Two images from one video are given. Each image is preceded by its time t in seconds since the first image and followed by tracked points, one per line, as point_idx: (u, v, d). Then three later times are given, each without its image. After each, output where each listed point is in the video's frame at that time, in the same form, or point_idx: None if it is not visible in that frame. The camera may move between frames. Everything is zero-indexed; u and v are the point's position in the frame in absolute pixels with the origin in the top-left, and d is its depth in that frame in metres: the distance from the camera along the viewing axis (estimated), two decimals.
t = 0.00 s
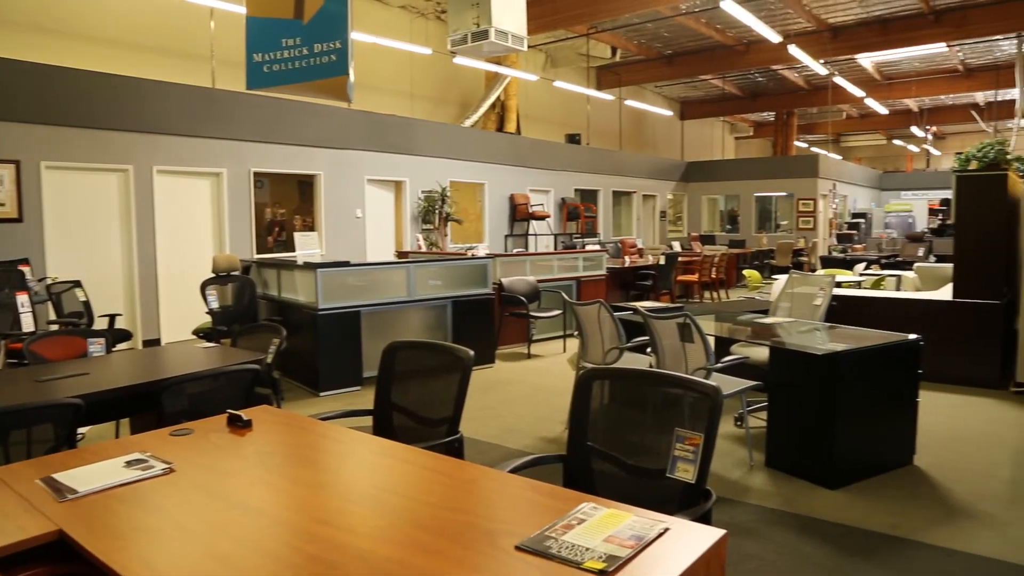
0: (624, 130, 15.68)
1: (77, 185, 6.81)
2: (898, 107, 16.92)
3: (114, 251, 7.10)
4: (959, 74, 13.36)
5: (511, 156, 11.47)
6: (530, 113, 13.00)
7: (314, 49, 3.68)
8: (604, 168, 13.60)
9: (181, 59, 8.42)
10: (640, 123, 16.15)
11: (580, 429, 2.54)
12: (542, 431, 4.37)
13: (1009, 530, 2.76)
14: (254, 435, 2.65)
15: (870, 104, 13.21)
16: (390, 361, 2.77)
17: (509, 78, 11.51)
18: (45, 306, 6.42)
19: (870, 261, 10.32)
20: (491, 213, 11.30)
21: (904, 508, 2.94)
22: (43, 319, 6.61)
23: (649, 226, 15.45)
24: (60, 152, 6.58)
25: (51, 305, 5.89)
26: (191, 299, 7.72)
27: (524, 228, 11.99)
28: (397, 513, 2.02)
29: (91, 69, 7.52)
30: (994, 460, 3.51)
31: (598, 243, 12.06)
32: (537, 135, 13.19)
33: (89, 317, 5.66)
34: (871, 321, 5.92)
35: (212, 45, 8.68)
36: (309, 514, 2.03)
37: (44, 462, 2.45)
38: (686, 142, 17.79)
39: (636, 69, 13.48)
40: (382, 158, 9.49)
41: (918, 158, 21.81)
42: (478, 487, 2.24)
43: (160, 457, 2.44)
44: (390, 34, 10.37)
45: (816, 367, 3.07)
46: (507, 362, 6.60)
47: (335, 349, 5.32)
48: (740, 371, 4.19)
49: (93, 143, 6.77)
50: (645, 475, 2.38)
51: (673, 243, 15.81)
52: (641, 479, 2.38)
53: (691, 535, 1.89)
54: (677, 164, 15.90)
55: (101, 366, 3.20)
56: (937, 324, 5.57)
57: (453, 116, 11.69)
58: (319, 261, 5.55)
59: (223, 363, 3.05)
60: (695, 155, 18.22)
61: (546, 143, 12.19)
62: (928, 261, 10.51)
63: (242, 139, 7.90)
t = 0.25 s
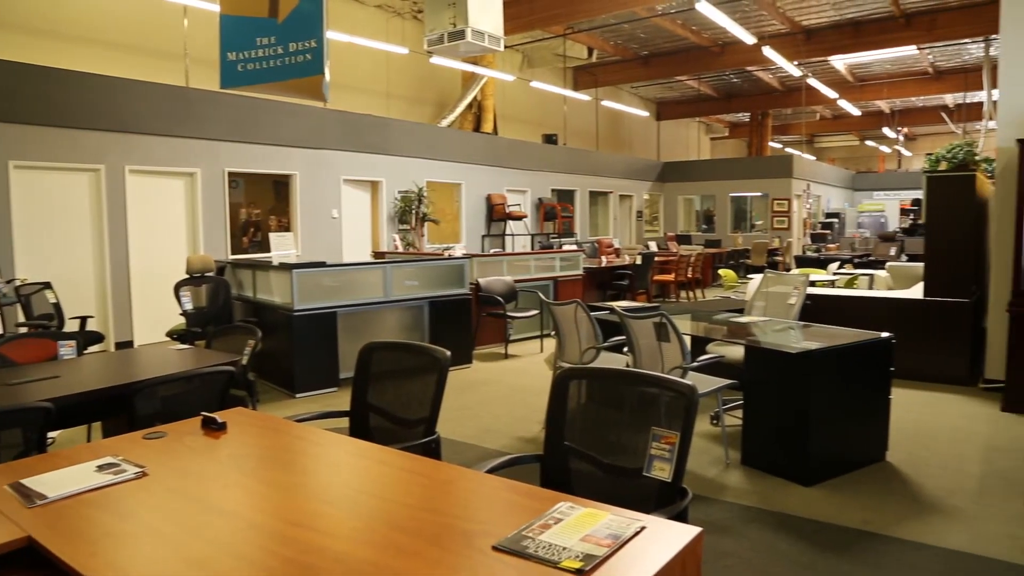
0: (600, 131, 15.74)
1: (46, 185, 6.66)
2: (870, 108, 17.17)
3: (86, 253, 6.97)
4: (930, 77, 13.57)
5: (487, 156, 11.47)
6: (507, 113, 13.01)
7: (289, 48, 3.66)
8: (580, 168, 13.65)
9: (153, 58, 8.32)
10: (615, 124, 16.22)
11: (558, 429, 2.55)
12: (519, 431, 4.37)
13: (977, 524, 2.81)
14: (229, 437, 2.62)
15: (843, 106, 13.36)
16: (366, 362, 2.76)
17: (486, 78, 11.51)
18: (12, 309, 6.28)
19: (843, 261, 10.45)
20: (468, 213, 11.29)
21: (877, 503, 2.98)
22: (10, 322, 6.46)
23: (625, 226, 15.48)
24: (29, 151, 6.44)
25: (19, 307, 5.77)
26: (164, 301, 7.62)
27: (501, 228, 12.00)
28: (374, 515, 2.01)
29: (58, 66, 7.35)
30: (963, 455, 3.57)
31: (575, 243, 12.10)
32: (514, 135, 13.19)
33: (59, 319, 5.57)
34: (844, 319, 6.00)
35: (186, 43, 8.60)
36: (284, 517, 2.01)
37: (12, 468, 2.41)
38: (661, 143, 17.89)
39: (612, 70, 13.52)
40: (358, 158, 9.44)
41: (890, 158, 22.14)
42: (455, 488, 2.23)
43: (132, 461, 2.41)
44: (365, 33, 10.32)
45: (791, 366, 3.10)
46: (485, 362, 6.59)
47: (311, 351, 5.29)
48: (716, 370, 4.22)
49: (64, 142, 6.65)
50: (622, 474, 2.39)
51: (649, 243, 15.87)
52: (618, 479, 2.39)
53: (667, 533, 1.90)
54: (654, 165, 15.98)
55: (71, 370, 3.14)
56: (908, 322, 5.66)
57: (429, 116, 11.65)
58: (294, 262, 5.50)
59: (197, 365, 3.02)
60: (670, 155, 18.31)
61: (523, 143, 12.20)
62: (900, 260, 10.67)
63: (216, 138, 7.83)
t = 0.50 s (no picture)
0: (577, 131, 15.79)
1: (15, 185, 6.52)
2: (843, 110, 17.40)
3: (57, 255, 6.84)
4: (901, 79, 13.76)
5: (464, 156, 11.45)
6: (484, 113, 13.01)
7: (264, 47, 3.64)
8: (556, 169, 13.68)
9: (125, 56, 8.21)
10: (592, 123, 16.28)
11: (535, 428, 2.55)
12: (497, 431, 4.38)
13: (948, 519, 2.86)
14: (203, 440, 2.59)
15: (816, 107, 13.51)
16: (343, 363, 2.75)
17: (463, 78, 11.50)
18: None
19: (817, 260, 10.57)
20: (445, 213, 11.27)
21: (850, 500, 3.02)
22: None
23: (602, 225, 15.55)
24: None
25: None
26: (136, 302, 7.52)
27: (478, 228, 11.99)
28: (351, 517, 2.00)
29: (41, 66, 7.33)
30: (933, 450, 3.63)
31: (552, 242, 12.13)
32: (491, 135, 13.20)
33: (28, 321, 5.48)
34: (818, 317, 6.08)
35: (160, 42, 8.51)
36: (260, 520, 1.99)
37: None
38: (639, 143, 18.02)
39: (588, 70, 13.56)
40: (333, 158, 9.39)
41: (863, 159, 22.42)
42: (432, 489, 2.23)
43: (104, 465, 2.37)
44: (341, 32, 10.26)
45: (766, 364, 3.13)
46: (463, 362, 6.59)
47: (287, 352, 5.25)
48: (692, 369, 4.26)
49: (33, 142, 6.53)
50: (599, 474, 2.40)
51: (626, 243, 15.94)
52: (595, 478, 2.40)
53: (643, 531, 1.91)
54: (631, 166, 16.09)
55: (41, 373, 3.09)
56: (880, 320, 5.74)
57: (405, 116, 11.61)
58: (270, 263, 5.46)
59: (171, 368, 2.98)
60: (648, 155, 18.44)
61: (500, 144, 12.20)
62: (873, 259, 10.82)
63: (190, 137, 7.75)
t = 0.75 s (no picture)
0: (553, 131, 15.82)
1: None
2: (817, 111, 17.61)
3: (24, 256, 6.71)
4: (872, 80, 13.96)
5: (440, 156, 11.43)
6: (460, 113, 13.01)
7: (238, 45, 3.68)
8: (532, 169, 13.70)
9: (95, 54, 8.09)
10: (568, 123, 16.33)
11: (511, 428, 2.55)
12: (474, 431, 4.38)
13: (919, 513, 2.90)
14: (177, 443, 2.57)
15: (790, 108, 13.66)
16: (319, 364, 2.74)
17: (439, 78, 11.48)
18: None
19: (790, 259, 10.69)
20: (421, 213, 11.23)
21: (824, 496, 3.06)
22: None
23: (577, 226, 15.59)
24: None
25: None
26: (106, 304, 7.40)
27: (454, 228, 11.96)
28: (327, 519, 1.99)
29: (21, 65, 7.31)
30: (904, 446, 3.69)
31: (528, 242, 12.15)
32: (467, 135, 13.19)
33: None
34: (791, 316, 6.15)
35: (131, 39, 8.40)
36: (235, 522, 1.97)
37: None
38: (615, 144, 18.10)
39: (564, 71, 13.56)
40: (308, 158, 9.31)
41: (835, 161, 22.71)
42: (408, 490, 2.22)
43: (74, 470, 2.33)
44: (315, 31, 10.19)
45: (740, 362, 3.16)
46: (439, 363, 6.58)
47: (262, 353, 5.20)
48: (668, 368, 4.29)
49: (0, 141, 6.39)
50: (575, 473, 2.40)
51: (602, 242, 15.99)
52: (572, 477, 2.41)
53: (619, 530, 1.92)
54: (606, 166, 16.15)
55: (9, 376, 3.04)
56: (852, 319, 5.81)
57: (381, 116, 11.58)
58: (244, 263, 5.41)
59: (142, 370, 2.95)
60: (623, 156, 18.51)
61: (476, 144, 12.20)
62: (845, 258, 10.96)
63: (162, 137, 7.67)
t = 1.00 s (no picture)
0: (527, 131, 15.84)
1: None
2: (788, 112, 17.76)
3: None
4: (842, 83, 14.13)
5: (414, 156, 11.38)
6: (434, 112, 12.98)
7: (209, 44, 3.79)
8: (506, 170, 13.71)
9: (64, 51, 7.96)
10: (543, 123, 16.35)
11: (486, 428, 2.55)
12: (449, 432, 4.37)
13: (889, 508, 2.95)
14: (147, 447, 2.53)
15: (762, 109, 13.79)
16: (292, 365, 2.72)
17: (413, 78, 11.45)
18: None
19: (763, 259, 10.79)
20: (395, 213, 11.18)
21: (797, 492, 3.10)
22: None
23: (551, 226, 15.61)
24: None
25: None
26: (73, 306, 7.28)
27: (429, 229, 11.92)
28: (301, 521, 1.97)
29: None
30: (874, 442, 3.75)
31: (503, 242, 12.15)
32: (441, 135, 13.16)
33: None
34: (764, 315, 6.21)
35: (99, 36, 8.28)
36: (207, 526, 1.95)
37: None
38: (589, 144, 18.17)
39: (539, 71, 13.51)
40: (281, 157, 9.24)
41: (807, 162, 22.98)
42: (384, 491, 2.21)
43: (41, 475, 2.29)
44: (287, 29, 10.11)
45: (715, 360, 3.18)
46: (415, 363, 6.56)
47: (235, 355, 5.16)
48: (642, 368, 4.31)
49: None
50: (550, 472, 2.41)
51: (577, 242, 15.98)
52: (546, 476, 2.41)
53: (594, 529, 1.92)
54: (579, 166, 16.19)
55: None
56: (824, 317, 5.88)
57: (355, 116, 11.52)
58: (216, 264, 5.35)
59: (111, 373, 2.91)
60: (597, 155, 18.56)
61: (450, 144, 12.17)
62: (817, 258, 11.09)
63: (132, 136, 7.56)
